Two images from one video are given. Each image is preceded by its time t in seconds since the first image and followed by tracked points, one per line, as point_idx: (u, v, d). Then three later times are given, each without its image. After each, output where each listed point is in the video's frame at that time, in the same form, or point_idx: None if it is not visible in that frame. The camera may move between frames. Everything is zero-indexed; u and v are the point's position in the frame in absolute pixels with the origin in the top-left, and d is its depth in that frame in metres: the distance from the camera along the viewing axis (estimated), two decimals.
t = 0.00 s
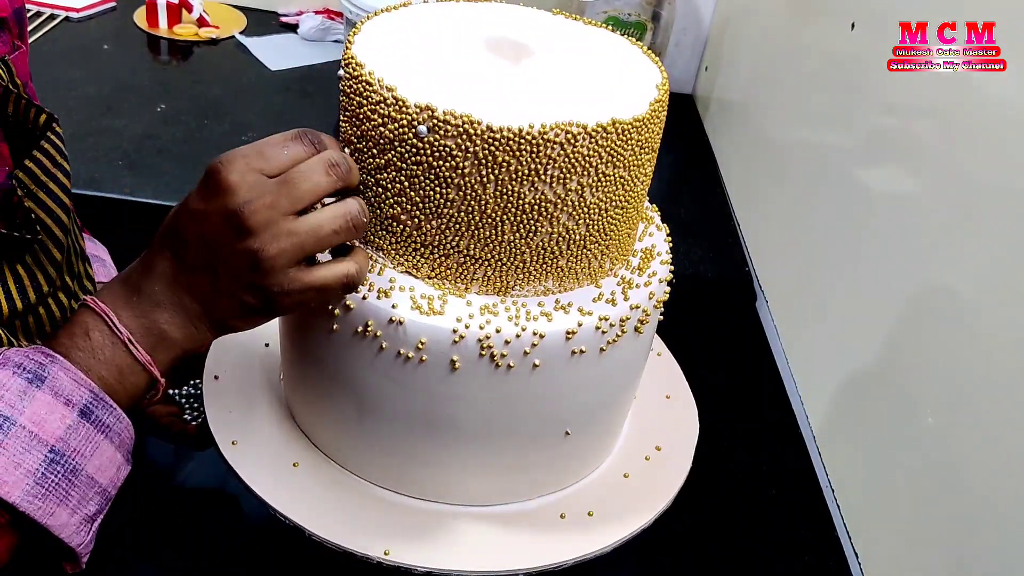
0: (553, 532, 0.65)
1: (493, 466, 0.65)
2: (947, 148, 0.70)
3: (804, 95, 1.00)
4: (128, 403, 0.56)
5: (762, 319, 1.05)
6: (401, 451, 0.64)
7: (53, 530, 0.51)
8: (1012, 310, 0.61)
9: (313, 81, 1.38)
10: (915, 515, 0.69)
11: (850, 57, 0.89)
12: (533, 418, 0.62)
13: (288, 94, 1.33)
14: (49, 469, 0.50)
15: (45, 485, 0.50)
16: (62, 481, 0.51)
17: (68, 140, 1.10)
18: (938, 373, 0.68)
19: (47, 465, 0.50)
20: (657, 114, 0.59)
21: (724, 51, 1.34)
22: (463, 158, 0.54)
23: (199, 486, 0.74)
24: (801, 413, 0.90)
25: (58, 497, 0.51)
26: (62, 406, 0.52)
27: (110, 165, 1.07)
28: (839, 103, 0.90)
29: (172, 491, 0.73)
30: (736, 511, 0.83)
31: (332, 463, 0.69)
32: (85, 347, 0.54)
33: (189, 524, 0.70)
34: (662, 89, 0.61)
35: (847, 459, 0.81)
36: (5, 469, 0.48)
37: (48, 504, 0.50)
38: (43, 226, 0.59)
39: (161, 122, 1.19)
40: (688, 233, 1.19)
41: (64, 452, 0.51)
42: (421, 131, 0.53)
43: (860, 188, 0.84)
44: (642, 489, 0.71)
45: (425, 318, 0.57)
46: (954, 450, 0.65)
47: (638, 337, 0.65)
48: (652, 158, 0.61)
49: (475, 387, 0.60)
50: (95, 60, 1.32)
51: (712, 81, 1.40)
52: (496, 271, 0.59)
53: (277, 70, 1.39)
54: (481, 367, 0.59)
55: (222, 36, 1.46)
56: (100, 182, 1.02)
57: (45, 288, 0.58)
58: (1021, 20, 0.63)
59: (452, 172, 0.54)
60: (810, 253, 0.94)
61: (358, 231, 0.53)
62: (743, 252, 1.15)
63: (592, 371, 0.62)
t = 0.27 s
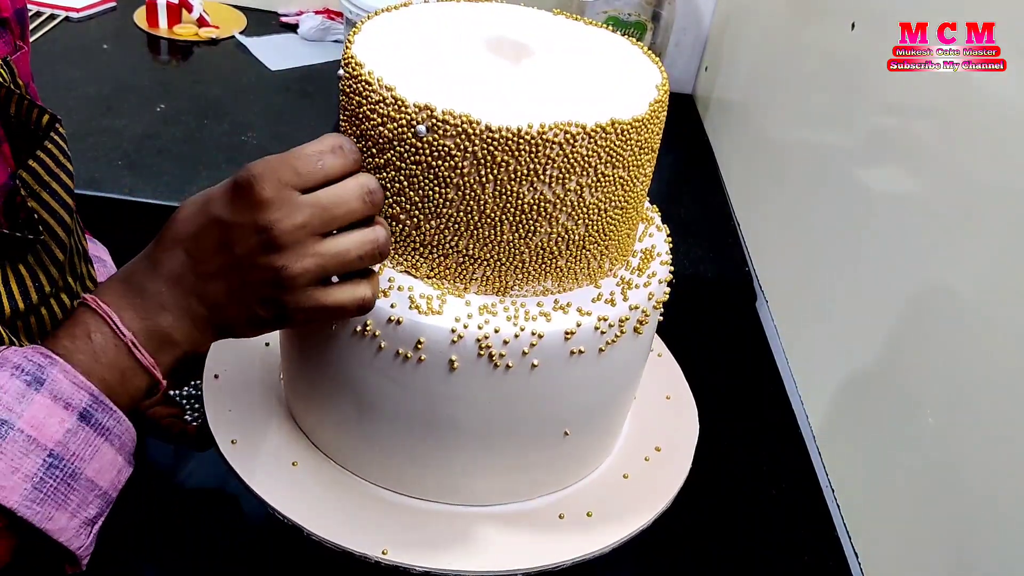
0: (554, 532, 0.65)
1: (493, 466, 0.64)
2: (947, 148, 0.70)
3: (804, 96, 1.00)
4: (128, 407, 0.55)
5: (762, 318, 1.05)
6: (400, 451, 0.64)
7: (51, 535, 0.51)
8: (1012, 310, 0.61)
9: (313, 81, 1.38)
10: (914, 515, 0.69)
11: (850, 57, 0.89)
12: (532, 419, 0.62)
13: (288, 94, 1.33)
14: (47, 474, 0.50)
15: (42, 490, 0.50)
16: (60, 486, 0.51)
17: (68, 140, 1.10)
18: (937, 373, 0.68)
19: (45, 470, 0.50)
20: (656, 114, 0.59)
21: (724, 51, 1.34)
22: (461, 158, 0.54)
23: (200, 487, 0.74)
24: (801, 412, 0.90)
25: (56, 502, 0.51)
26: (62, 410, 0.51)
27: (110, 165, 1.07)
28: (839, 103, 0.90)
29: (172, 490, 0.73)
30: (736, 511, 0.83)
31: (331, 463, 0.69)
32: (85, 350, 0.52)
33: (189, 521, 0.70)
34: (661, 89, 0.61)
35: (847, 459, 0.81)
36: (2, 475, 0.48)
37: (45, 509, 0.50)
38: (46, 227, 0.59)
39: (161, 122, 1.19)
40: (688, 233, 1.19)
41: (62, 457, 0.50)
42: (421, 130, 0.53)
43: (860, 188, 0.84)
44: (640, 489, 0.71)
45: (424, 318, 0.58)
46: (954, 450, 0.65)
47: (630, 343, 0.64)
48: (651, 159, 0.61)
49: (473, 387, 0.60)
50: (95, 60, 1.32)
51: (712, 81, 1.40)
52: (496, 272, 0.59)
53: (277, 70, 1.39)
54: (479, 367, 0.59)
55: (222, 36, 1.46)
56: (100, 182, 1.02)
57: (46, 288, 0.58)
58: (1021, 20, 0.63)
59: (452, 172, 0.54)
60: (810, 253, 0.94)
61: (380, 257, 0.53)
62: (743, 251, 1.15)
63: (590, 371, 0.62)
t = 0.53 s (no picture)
0: (541, 535, 0.65)
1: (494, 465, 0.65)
2: (948, 148, 0.70)
3: (804, 96, 1.00)
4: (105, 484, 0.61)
5: (762, 317, 1.06)
6: (399, 450, 0.64)
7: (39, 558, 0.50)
8: (1012, 311, 0.61)
9: (313, 81, 1.38)
10: (914, 515, 0.69)
11: (850, 57, 0.89)
12: (519, 420, 0.62)
13: (289, 95, 1.33)
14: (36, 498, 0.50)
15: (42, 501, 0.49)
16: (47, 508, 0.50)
17: (68, 140, 1.10)
18: (937, 373, 0.68)
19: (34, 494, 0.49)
20: (651, 119, 0.58)
21: (724, 51, 1.34)
22: (446, 154, 0.54)
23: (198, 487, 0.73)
24: (801, 412, 0.92)
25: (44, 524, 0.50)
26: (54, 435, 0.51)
27: (110, 165, 1.07)
28: (839, 103, 0.90)
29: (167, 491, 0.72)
30: (736, 510, 0.82)
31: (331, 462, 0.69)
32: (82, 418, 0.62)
33: (187, 523, 0.70)
34: (659, 93, 0.60)
35: (848, 459, 0.81)
36: None
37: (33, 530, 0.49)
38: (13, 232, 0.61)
39: (162, 122, 1.19)
40: (688, 232, 1.19)
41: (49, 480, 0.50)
42: (407, 125, 0.54)
43: (860, 188, 0.84)
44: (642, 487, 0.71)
45: (405, 313, 0.58)
46: (954, 450, 0.65)
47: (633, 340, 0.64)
48: (646, 163, 0.60)
49: (449, 383, 0.59)
50: (95, 60, 1.32)
51: (712, 81, 1.40)
52: (480, 269, 0.59)
53: (277, 70, 1.39)
54: (458, 365, 0.58)
55: (222, 36, 1.46)
56: (100, 182, 1.02)
57: (13, 296, 0.62)
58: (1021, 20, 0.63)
59: (437, 168, 0.54)
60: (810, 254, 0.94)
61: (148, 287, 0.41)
62: (742, 250, 1.16)
63: (576, 377, 0.62)
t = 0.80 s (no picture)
0: (524, 537, 0.65)
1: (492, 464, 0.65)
2: (948, 148, 0.70)
3: (804, 96, 1.00)
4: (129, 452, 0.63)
5: (762, 317, 1.06)
6: (396, 450, 0.64)
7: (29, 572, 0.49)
8: (1012, 311, 0.61)
9: (313, 81, 1.38)
10: (914, 515, 0.69)
11: (850, 57, 0.89)
12: (506, 421, 0.62)
13: (289, 94, 1.33)
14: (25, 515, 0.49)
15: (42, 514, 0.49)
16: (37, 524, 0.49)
17: (68, 140, 1.10)
18: (937, 373, 0.68)
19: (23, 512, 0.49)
20: (646, 122, 0.58)
21: (724, 51, 1.34)
22: (435, 152, 0.54)
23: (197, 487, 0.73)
24: (801, 412, 0.92)
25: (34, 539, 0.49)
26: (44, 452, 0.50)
27: (110, 164, 1.07)
28: (839, 103, 0.90)
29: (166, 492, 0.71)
30: (736, 510, 0.82)
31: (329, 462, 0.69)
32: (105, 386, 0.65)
33: (187, 523, 0.70)
34: (657, 95, 0.60)
35: (848, 459, 0.81)
36: None
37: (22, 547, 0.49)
38: None
39: (161, 122, 1.19)
40: (688, 233, 1.19)
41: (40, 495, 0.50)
42: (398, 121, 0.54)
43: (860, 188, 0.84)
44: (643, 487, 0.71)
45: (392, 309, 0.58)
46: (954, 450, 0.65)
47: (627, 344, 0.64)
48: (642, 166, 0.60)
49: (434, 380, 0.59)
50: (95, 60, 1.32)
51: (712, 81, 1.40)
52: (470, 268, 0.59)
53: (277, 70, 1.39)
54: (443, 363, 0.58)
55: (222, 36, 1.46)
56: (100, 182, 1.03)
57: None
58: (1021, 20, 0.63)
59: (427, 165, 0.55)
60: (810, 254, 0.94)
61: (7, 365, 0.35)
62: (742, 250, 1.16)
63: (564, 380, 0.61)
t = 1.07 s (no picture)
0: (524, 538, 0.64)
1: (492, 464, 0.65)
2: (948, 147, 0.70)
3: (804, 96, 1.00)
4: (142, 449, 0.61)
5: (762, 318, 1.06)
6: (396, 450, 0.64)
7: None
8: (1012, 310, 0.61)
9: (313, 81, 1.38)
10: (914, 515, 0.69)
11: (850, 57, 0.89)
12: (503, 422, 0.62)
13: (288, 95, 1.33)
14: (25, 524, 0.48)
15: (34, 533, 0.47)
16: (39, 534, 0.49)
17: (68, 140, 1.10)
18: (938, 372, 0.68)
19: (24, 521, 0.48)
20: (644, 122, 0.57)
21: (724, 51, 1.34)
22: (432, 150, 0.54)
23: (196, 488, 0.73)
24: (801, 413, 0.92)
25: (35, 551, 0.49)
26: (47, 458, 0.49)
27: (110, 164, 1.07)
28: (839, 103, 0.90)
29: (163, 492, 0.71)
30: (736, 510, 0.82)
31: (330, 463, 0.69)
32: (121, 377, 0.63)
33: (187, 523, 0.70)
34: (657, 96, 0.60)
35: (848, 460, 0.81)
36: None
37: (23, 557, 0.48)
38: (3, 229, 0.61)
39: (162, 122, 1.19)
40: (688, 233, 1.19)
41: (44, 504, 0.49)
42: (396, 120, 0.54)
43: (860, 188, 0.84)
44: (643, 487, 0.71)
45: (389, 307, 0.58)
46: (954, 450, 0.65)
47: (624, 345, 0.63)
48: (641, 167, 0.60)
49: (429, 379, 0.59)
50: (95, 60, 1.32)
51: (712, 81, 1.40)
52: (466, 267, 0.59)
53: (277, 70, 1.39)
54: (439, 361, 0.59)
55: (222, 36, 1.46)
56: (100, 182, 1.03)
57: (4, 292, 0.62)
58: (1021, 20, 0.63)
59: (423, 163, 0.55)
60: (810, 254, 0.94)
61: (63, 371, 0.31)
62: (742, 250, 1.16)
63: (561, 380, 0.61)
